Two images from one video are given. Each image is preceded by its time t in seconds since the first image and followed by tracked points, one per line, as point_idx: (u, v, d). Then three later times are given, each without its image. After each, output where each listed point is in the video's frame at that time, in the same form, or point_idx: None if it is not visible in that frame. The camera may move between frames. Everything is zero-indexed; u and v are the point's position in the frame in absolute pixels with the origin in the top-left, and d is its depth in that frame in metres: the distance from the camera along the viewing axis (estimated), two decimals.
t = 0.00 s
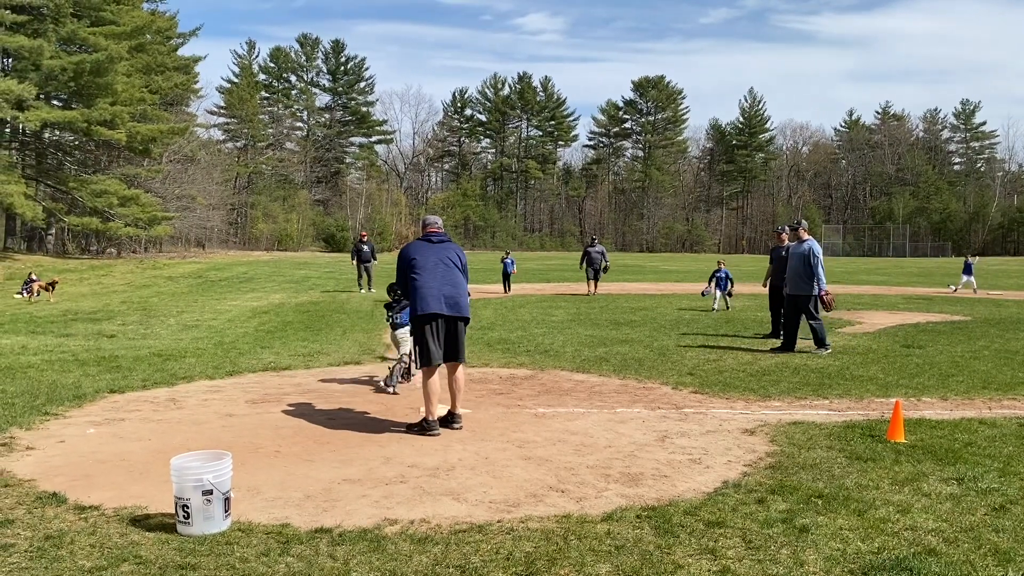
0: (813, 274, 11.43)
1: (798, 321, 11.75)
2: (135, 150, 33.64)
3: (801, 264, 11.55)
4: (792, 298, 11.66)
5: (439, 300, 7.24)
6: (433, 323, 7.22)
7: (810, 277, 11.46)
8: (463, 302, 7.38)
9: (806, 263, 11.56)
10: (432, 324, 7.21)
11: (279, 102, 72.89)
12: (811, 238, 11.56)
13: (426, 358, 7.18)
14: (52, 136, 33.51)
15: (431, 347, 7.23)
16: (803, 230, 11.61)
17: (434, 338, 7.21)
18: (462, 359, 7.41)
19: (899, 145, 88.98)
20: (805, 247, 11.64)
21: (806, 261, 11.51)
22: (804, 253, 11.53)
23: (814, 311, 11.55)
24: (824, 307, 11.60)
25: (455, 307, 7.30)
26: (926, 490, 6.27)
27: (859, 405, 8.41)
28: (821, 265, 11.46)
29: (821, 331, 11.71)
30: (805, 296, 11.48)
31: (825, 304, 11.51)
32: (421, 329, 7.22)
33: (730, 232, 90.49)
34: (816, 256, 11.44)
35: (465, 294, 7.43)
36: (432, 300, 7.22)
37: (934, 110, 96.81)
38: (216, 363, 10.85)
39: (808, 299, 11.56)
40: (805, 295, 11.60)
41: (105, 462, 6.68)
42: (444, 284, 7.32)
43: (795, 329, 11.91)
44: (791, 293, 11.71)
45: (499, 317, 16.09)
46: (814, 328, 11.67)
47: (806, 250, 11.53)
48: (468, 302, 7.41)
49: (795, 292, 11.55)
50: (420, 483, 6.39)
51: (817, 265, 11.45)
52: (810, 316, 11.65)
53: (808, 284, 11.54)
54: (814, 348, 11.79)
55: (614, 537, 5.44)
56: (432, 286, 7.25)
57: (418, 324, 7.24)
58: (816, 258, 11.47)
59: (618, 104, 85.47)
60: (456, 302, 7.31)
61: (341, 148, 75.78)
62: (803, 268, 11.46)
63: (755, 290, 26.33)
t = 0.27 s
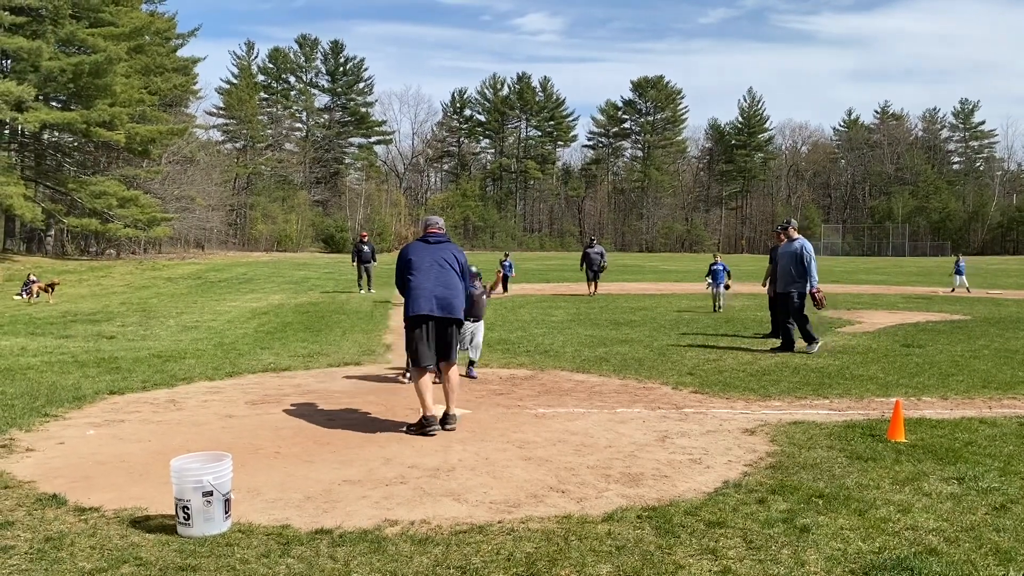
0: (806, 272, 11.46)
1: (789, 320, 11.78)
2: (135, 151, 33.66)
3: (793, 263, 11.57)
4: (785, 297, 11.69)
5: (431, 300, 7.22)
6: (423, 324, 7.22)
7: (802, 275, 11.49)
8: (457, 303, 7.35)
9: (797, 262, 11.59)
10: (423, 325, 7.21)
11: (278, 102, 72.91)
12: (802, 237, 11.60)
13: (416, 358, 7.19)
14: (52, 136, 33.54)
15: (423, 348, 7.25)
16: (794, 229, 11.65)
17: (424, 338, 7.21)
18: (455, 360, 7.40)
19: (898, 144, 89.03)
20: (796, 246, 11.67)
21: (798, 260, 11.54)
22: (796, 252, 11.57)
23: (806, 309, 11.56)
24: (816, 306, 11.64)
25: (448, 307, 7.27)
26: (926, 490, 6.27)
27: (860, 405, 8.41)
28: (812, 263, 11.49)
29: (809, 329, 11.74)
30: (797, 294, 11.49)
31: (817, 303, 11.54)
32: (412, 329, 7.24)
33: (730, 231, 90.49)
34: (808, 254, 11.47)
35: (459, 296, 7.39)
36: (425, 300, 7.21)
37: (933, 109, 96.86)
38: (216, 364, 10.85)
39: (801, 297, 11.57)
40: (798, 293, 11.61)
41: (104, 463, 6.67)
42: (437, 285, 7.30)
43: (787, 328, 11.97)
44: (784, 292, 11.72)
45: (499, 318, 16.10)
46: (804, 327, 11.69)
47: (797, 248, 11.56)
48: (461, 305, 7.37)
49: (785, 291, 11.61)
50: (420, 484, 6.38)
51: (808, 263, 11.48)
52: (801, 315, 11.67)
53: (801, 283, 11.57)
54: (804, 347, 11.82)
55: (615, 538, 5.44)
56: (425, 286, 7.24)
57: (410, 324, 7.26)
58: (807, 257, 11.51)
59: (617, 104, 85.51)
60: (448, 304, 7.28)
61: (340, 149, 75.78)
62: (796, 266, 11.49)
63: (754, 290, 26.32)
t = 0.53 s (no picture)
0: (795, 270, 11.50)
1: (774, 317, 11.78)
2: (133, 152, 33.60)
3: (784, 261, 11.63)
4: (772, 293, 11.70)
5: (417, 302, 7.21)
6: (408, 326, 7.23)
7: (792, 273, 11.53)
8: (444, 306, 7.33)
9: (789, 260, 11.66)
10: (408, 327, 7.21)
11: (276, 103, 72.91)
12: (795, 237, 11.67)
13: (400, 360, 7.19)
14: (49, 138, 33.47)
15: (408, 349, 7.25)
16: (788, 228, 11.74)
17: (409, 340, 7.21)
18: (442, 363, 7.39)
19: (895, 144, 89.13)
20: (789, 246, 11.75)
21: (789, 258, 11.60)
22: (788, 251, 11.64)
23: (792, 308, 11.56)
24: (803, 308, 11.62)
25: (435, 309, 7.25)
26: (924, 490, 6.27)
27: (858, 405, 8.42)
28: (803, 263, 11.54)
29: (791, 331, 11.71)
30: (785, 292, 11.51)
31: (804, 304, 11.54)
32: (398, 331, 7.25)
33: (728, 231, 90.51)
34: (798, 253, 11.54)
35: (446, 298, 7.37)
36: (412, 302, 7.21)
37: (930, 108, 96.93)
38: (214, 366, 10.85)
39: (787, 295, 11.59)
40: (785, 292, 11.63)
41: (103, 465, 6.67)
42: (425, 285, 7.28)
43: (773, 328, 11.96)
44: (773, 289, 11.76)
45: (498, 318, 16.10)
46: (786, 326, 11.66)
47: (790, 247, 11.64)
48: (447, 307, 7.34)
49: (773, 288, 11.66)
50: (419, 485, 6.38)
51: (799, 262, 11.54)
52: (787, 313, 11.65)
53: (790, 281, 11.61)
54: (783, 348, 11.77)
55: (614, 539, 5.44)
56: (411, 288, 7.22)
57: (397, 326, 7.27)
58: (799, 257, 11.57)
59: (615, 104, 85.54)
60: (434, 306, 7.25)
61: (338, 150, 75.76)
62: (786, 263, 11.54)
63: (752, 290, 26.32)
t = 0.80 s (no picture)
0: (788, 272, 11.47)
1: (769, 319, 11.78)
2: (131, 155, 33.62)
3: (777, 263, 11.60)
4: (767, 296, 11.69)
5: (384, 310, 7.25)
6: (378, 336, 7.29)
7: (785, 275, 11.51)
8: (413, 312, 7.33)
9: (782, 262, 11.62)
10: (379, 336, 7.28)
11: (273, 104, 72.87)
12: (786, 238, 11.62)
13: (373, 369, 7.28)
14: (47, 140, 33.42)
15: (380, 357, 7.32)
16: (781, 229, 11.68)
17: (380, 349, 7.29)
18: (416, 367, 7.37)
19: (893, 143, 89.07)
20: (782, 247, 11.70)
21: (782, 260, 11.57)
22: (781, 252, 11.60)
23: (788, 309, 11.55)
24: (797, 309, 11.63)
25: (405, 317, 7.27)
26: (922, 492, 6.28)
27: (855, 406, 8.42)
28: (795, 265, 11.51)
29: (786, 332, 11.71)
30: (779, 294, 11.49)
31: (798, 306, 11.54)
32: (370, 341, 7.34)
33: (726, 230, 90.49)
34: (791, 254, 11.50)
35: (413, 303, 7.35)
36: (382, 312, 7.26)
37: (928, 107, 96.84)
38: (212, 368, 10.86)
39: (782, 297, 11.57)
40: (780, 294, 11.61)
41: (101, 471, 6.68)
42: (393, 294, 7.31)
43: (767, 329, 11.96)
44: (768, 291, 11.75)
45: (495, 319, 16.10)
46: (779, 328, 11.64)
47: (782, 248, 11.60)
48: (416, 312, 7.33)
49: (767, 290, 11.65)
50: (417, 490, 6.39)
51: (792, 263, 11.51)
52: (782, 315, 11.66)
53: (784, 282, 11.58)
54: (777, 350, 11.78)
55: (612, 543, 5.45)
56: (378, 297, 7.27)
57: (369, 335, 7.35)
58: (792, 258, 11.54)
59: (613, 104, 85.48)
60: (401, 313, 7.27)
61: (336, 150, 75.76)
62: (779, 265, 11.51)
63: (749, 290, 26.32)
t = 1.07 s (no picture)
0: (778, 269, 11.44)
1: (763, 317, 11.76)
2: (125, 152, 33.65)
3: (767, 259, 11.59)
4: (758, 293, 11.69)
5: (342, 304, 7.28)
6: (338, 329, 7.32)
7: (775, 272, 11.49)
8: (370, 303, 7.34)
9: (772, 259, 11.60)
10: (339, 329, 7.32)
11: (270, 102, 72.86)
12: (778, 235, 11.58)
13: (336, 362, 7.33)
14: (42, 138, 33.43)
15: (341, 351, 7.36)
16: (771, 226, 11.65)
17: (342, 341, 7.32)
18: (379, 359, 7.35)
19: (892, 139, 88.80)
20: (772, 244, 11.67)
21: (771, 257, 11.56)
22: (771, 249, 11.58)
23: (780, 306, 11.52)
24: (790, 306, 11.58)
25: (362, 310, 7.28)
26: (916, 487, 6.26)
27: (850, 402, 8.39)
28: (785, 262, 11.49)
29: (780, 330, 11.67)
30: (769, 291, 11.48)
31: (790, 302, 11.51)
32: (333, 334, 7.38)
33: (725, 228, 90.39)
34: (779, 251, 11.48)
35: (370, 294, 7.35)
36: (339, 305, 7.30)
37: (927, 103, 96.53)
38: (208, 367, 10.87)
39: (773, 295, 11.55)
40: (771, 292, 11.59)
41: (95, 469, 6.68)
42: (349, 287, 7.32)
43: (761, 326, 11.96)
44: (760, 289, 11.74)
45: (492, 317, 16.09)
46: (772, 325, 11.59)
47: (772, 246, 11.59)
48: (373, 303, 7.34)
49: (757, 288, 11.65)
50: (410, 487, 6.38)
51: (781, 261, 11.49)
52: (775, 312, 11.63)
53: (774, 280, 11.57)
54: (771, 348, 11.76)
55: (604, 539, 5.44)
56: (336, 291, 7.31)
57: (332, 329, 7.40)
58: (782, 255, 11.51)
59: (611, 101, 85.30)
60: (357, 304, 7.27)
61: (333, 148, 75.83)
62: (767, 262, 11.49)
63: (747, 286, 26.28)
